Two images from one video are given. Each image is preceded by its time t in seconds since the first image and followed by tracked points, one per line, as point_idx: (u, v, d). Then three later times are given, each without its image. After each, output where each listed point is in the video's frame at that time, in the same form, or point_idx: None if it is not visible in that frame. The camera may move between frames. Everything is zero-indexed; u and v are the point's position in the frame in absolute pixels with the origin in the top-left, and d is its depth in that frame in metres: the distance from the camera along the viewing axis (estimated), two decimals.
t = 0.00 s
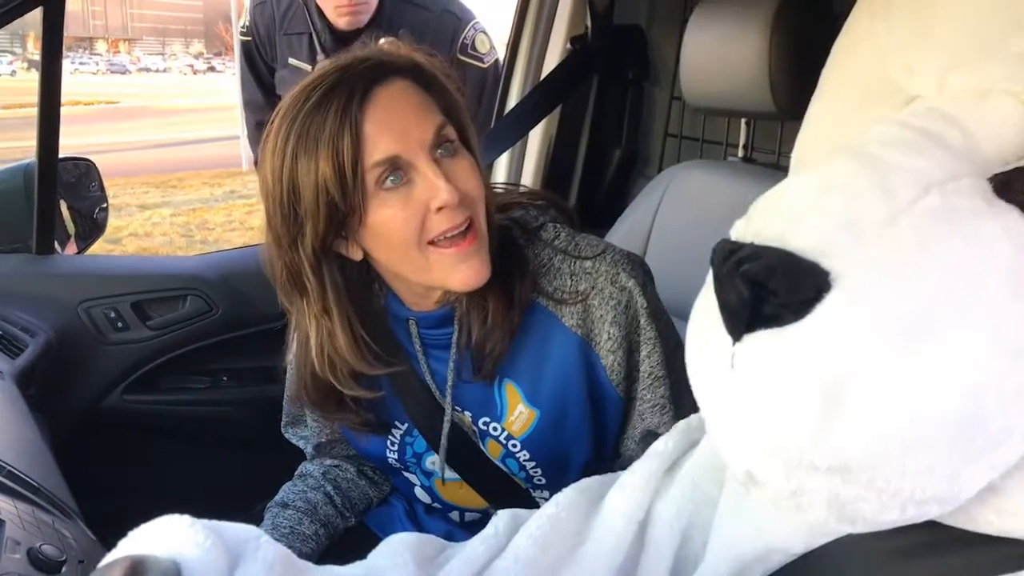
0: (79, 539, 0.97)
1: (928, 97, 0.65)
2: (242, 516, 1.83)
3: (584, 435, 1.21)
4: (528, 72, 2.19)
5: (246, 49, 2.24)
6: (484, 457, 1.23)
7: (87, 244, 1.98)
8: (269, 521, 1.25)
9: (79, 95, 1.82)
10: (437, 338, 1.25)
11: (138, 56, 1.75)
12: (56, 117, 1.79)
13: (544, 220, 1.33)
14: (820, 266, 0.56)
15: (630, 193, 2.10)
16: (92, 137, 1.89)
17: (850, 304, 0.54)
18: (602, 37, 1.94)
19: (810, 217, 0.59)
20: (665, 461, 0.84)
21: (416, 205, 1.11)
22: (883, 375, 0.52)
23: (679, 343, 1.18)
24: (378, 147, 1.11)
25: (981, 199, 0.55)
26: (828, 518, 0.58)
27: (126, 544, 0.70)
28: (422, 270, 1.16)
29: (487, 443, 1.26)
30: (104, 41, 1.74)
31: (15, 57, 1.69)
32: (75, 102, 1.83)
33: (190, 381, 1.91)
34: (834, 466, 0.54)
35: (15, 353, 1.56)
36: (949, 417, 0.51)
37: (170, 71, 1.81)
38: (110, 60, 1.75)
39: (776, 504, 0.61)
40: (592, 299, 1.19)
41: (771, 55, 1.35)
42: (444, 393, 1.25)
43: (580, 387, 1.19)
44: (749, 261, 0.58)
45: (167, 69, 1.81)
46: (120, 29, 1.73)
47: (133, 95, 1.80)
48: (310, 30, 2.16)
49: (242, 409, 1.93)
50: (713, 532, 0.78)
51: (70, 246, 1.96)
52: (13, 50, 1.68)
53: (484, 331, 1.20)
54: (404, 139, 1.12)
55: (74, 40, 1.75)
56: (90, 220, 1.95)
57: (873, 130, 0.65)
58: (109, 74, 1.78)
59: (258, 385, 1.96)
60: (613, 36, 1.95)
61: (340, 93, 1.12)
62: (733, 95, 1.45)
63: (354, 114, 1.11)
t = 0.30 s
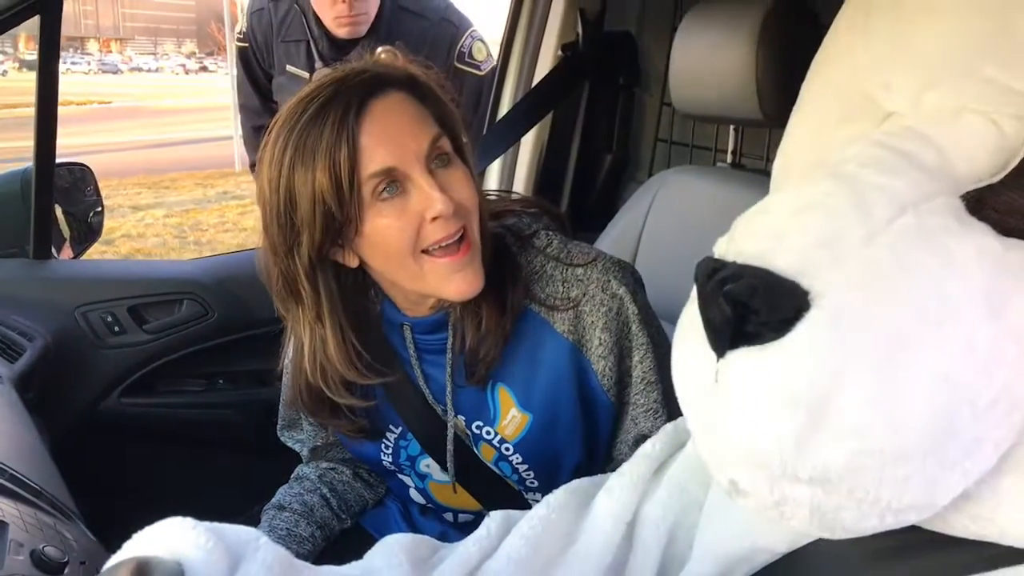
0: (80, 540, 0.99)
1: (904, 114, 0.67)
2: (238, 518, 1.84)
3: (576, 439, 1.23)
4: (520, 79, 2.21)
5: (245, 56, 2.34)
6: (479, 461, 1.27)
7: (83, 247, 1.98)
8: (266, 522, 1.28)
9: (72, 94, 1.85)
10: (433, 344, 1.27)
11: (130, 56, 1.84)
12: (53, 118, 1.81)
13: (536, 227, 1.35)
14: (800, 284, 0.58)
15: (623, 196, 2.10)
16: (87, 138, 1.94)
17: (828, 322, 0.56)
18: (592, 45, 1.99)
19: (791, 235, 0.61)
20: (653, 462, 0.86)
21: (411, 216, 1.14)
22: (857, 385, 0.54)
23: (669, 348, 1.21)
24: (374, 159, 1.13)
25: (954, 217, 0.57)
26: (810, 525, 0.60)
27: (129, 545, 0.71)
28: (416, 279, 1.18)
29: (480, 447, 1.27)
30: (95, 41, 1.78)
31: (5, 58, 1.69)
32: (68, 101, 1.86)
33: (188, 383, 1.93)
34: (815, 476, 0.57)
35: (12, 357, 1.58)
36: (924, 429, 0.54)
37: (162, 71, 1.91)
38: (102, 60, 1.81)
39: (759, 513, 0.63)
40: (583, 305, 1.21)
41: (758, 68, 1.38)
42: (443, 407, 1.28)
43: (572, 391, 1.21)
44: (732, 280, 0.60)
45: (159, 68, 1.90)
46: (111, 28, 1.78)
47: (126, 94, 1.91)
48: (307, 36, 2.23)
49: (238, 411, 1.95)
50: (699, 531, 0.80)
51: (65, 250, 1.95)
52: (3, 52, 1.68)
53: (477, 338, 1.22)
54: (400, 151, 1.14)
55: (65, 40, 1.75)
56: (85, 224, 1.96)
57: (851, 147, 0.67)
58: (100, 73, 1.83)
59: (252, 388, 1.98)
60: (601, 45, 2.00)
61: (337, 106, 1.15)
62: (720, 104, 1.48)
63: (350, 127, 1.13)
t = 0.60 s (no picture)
0: (82, 530, 1.01)
1: (890, 114, 0.67)
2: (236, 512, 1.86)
3: (568, 436, 1.25)
4: (513, 79, 2.25)
5: (245, 56, 2.33)
6: (473, 457, 1.29)
7: (80, 247, 1.98)
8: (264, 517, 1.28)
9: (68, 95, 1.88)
10: (428, 341, 1.29)
11: (124, 55, 1.92)
12: (53, 118, 1.83)
13: (531, 227, 1.37)
14: (784, 280, 0.58)
15: (615, 197, 2.14)
16: (87, 140, 1.95)
17: (813, 316, 0.56)
18: (585, 45, 2.00)
19: (777, 230, 0.61)
20: (643, 454, 0.88)
21: (406, 216, 1.16)
22: (841, 379, 0.54)
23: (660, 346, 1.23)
24: (371, 161, 1.15)
25: (932, 214, 0.57)
26: (794, 512, 0.60)
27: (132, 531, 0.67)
28: (410, 278, 1.20)
29: (474, 442, 1.30)
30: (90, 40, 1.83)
31: None
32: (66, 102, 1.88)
33: (185, 380, 1.95)
34: (799, 465, 0.56)
35: (11, 354, 1.60)
36: (907, 418, 0.53)
37: (156, 71, 1.98)
38: (96, 60, 1.87)
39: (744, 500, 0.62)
40: (576, 304, 1.24)
41: (750, 62, 1.39)
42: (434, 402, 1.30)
43: (565, 388, 1.23)
44: (718, 276, 0.59)
45: (154, 68, 1.98)
46: (106, 29, 1.86)
47: (125, 94, 1.96)
48: (308, 38, 2.27)
49: (234, 408, 1.97)
50: (688, 520, 0.82)
51: (62, 249, 1.95)
52: None
53: (471, 335, 1.23)
54: (396, 153, 1.15)
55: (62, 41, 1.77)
56: (81, 224, 1.95)
57: (832, 147, 0.67)
58: (94, 73, 1.89)
59: (248, 384, 2.00)
60: (595, 42, 2.01)
61: (335, 108, 1.16)
62: (712, 100, 1.50)
63: (348, 129, 1.15)
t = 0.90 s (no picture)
0: (82, 522, 1.03)
1: (864, 115, 0.69)
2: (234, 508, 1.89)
3: (558, 430, 1.27)
4: (506, 79, 2.26)
5: (242, 57, 2.38)
6: (464, 451, 1.31)
7: (76, 248, 1.98)
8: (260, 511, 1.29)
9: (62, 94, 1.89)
10: (420, 338, 1.31)
11: (120, 55, 1.98)
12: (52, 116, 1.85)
13: (521, 227, 1.39)
14: (761, 275, 0.59)
15: (607, 196, 2.16)
16: (84, 140, 1.97)
17: (789, 309, 0.57)
18: (577, 46, 2.03)
19: (756, 227, 0.62)
20: (630, 445, 0.89)
21: (397, 217, 1.18)
22: (816, 369, 0.55)
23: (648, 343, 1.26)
24: (363, 163, 1.17)
25: (904, 211, 0.59)
26: (772, 498, 0.62)
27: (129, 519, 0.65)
28: (402, 278, 1.23)
29: (465, 437, 1.31)
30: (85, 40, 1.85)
31: None
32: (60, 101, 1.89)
33: (181, 376, 1.97)
34: (776, 452, 0.58)
35: (11, 350, 1.62)
36: (878, 406, 0.55)
37: (152, 70, 2.04)
38: (92, 59, 1.90)
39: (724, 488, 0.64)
40: (566, 302, 1.26)
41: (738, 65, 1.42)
42: (428, 398, 1.32)
43: (555, 384, 1.25)
44: (698, 270, 0.61)
45: (149, 67, 2.04)
46: (102, 28, 1.89)
47: (120, 94, 2.00)
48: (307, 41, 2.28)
49: (232, 405, 1.99)
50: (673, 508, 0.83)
51: (59, 249, 1.96)
52: None
53: (462, 332, 1.26)
54: (388, 155, 1.18)
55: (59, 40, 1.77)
56: (77, 224, 1.96)
57: (810, 148, 0.69)
58: (91, 73, 1.92)
59: (244, 381, 2.02)
60: (586, 45, 2.03)
61: (328, 111, 1.18)
62: (700, 99, 1.52)
63: (340, 132, 1.17)
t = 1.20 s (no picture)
0: (78, 510, 1.05)
1: (843, 106, 0.70)
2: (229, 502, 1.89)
3: (549, 421, 1.29)
4: (500, 76, 2.24)
5: (238, 56, 2.39)
6: (457, 442, 1.32)
7: (73, 244, 1.99)
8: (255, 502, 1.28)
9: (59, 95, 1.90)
10: (413, 329, 1.32)
11: (117, 55, 1.97)
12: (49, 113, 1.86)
13: (514, 221, 1.41)
14: (739, 260, 0.60)
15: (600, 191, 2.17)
16: (79, 139, 1.99)
17: (765, 292, 0.59)
18: (570, 43, 2.05)
19: (734, 214, 0.64)
20: (617, 433, 0.90)
21: (389, 208, 1.19)
22: (792, 350, 0.57)
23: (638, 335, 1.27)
24: (356, 154, 1.19)
25: (880, 199, 0.61)
26: (753, 478, 0.63)
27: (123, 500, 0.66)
28: (394, 267, 1.24)
29: (457, 428, 1.33)
30: (82, 40, 1.86)
31: None
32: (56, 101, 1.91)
33: (178, 371, 1.98)
34: (754, 433, 0.59)
35: (8, 343, 1.63)
36: (853, 387, 0.57)
37: (149, 70, 2.05)
38: (90, 58, 1.91)
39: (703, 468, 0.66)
40: (557, 293, 1.27)
41: (726, 62, 1.44)
42: (419, 388, 1.33)
43: (546, 374, 1.27)
44: (677, 256, 0.62)
45: (145, 66, 2.04)
46: (98, 28, 1.89)
47: (117, 93, 2.05)
48: (302, 40, 2.29)
49: (228, 399, 1.99)
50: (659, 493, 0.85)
51: (56, 245, 1.97)
52: None
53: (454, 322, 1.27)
54: (380, 146, 1.19)
55: (55, 40, 1.78)
56: (74, 220, 1.97)
57: (790, 138, 0.70)
58: (86, 72, 1.92)
59: (241, 375, 2.03)
60: (580, 42, 2.05)
61: (322, 102, 1.20)
62: (688, 96, 1.54)
63: (334, 123, 1.18)
